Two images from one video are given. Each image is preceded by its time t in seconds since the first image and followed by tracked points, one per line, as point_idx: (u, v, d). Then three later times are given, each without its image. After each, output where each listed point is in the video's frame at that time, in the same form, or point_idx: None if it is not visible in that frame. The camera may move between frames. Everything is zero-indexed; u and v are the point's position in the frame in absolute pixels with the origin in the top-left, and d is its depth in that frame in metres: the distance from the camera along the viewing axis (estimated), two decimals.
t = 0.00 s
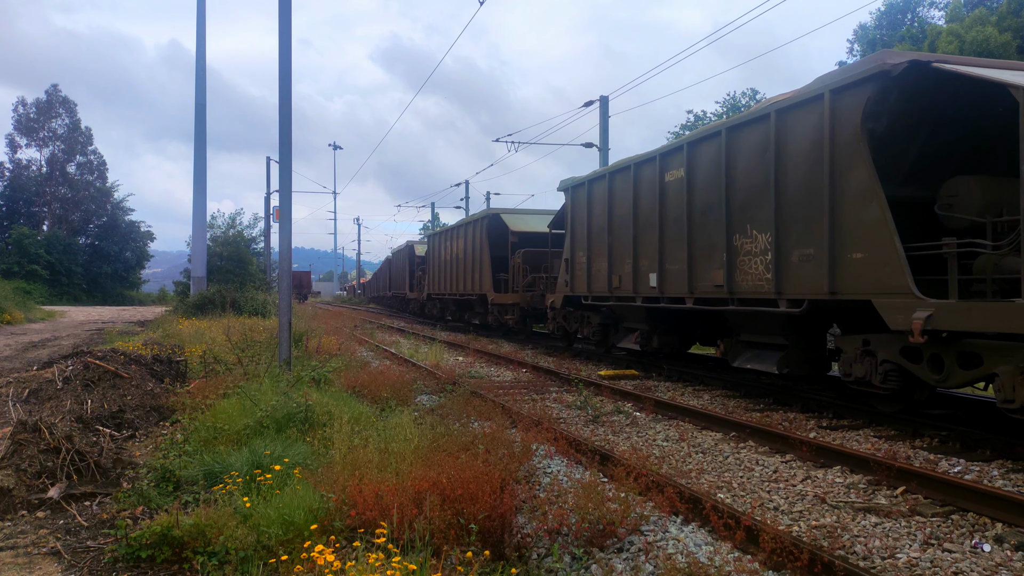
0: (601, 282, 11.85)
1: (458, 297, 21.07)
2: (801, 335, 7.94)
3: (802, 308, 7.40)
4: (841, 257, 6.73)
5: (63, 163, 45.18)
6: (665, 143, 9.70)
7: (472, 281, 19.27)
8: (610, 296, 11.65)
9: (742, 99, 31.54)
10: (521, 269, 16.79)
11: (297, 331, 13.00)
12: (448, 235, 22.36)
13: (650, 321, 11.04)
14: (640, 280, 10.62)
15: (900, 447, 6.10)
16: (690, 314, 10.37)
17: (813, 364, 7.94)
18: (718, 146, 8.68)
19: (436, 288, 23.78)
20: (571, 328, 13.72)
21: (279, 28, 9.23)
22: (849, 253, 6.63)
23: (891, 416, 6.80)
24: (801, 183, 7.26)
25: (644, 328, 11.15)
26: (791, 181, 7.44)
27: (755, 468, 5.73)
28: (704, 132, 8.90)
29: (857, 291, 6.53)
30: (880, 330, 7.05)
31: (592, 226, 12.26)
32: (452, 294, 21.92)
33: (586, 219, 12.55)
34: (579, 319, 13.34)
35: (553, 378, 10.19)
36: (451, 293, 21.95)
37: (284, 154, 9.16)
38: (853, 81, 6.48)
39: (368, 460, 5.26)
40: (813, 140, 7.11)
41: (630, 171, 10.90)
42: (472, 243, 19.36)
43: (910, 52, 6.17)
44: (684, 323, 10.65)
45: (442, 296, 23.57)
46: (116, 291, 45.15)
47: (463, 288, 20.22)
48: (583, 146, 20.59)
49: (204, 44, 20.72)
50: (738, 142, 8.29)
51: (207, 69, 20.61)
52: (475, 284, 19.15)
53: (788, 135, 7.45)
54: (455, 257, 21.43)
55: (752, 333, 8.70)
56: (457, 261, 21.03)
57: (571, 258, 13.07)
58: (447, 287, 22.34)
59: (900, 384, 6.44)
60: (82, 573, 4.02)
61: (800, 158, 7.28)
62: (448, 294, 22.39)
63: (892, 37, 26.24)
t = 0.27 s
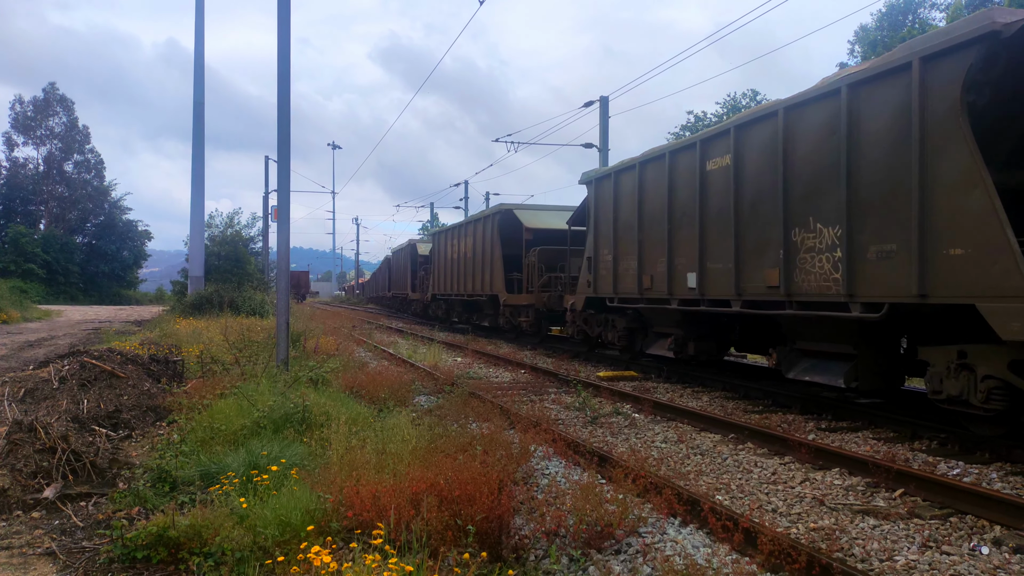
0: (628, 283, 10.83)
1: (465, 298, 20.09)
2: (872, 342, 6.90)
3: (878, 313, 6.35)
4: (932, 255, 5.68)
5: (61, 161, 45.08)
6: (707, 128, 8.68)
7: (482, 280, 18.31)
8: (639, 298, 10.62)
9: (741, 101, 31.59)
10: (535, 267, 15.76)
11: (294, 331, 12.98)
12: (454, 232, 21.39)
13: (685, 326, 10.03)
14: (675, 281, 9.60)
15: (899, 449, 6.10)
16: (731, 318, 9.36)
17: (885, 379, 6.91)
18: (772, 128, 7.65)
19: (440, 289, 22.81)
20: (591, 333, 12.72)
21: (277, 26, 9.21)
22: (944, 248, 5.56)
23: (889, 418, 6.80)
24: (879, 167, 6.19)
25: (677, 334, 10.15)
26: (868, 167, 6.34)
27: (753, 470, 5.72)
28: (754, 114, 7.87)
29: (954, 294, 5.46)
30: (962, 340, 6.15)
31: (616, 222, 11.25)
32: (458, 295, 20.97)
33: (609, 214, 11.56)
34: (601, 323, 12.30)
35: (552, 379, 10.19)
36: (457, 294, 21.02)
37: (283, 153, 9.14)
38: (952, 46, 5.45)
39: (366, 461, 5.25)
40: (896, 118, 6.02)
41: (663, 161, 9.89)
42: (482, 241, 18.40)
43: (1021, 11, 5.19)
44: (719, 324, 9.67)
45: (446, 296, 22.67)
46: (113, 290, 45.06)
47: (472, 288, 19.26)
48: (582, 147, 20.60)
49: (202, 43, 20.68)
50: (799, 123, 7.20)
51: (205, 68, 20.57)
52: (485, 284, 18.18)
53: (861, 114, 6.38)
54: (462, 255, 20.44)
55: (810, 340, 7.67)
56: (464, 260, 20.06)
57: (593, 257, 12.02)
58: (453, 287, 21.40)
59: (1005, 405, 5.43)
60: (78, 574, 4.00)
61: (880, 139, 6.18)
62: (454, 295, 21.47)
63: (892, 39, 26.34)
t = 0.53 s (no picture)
0: (664, 284, 9.86)
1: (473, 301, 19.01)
2: (966, 356, 5.82)
3: (983, 321, 5.29)
4: None
5: (57, 162, 44.94)
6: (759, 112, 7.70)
7: (493, 282, 17.22)
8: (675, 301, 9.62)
9: (740, 103, 31.64)
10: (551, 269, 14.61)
11: (292, 333, 12.94)
12: (463, 230, 20.31)
13: (726, 332, 8.97)
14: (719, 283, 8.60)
15: (898, 452, 6.10)
16: (782, 325, 8.27)
17: (981, 398, 5.80)
18: (841, 107, 6.63)
19: (445, 292, 21.72)
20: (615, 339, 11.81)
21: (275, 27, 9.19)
22: None
23: (887, 421, 6.80)
24: (988, 150, 5.17)
25: (718, 342, 9.10)
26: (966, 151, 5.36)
27: (752, 473, 5.71)
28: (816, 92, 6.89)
29: None
30: None
31: (650, 219, 10.28)
32: (465, 298, 19.90)
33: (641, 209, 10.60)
34: (628, 328, 11.43)
35: (550, 381, 10.17)
36: (464, 297, 19.95)
37: (281, 154, 9.11)
38: None
39: (364, 463, 5.23)
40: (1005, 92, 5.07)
41: (705, 149, 8.93)
42: (494, 239, 17.32)
43: None
44: (765, 330, 8.65)
45: (451, 298, 21.60)
46: (110, 291, 44.90)
47: (482, 290, 18.18)
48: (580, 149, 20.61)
49: (200, 44, 20.65)
50: (878, 102, 6.19)
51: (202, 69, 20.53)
52: (496, 286, 17.08)
53: (957, 88, 5.41)
54: (471, 256, 19.33)
55: (884, 350, 6.62)
56: (473, 260, 18.99)
57: (621, 257, 11.06)
58: (459, 289, 20.35)
59: None
60: None
61: (983, 118, 5.21)
62: (460, 297, 20.46)
63: (891, 42, 26.40)
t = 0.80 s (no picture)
0: (700, 285, 8.86)
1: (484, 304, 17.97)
2: None
3: None
4: None
5: (56, 165, 44.94)
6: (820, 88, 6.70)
7: (506, 283, 16.21)
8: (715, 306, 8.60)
9: (736, 106, 31.75)
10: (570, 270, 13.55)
11: (290, 335, 12.94)
12: (472, 230, 19.31)
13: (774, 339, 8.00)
14: (770, 284, 7.58)
15: (893, 454, 6.12)
16: (845, 331, 7.23)
17: None
18: (931, 77, 5.61)
19: (453, 294, 20.75)
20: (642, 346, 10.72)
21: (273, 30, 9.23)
22: None
23: (883, 423, 6.82)
24: None
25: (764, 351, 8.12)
26: None
27: (748, 475, 5.73)
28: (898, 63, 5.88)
29: None
30: None
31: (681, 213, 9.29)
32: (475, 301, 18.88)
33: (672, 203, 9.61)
34: (656, 334, 10.35)
35: (547, 383, 10.18)
36: (473, 299, 18.96)
37: (279, 157, 9.13)
38: None
39: (361, 465, 5.24)
40: None
41: (750, 134, 7.94)
42: (506, 238, 16.31)
43: None
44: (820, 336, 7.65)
45: (459, 302, 20.63)
46: (108, 294, 44.85)
47: (493, 292, 17.16)
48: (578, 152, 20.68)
49: (199, 46, 20.68)
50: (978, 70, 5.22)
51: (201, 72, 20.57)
52: (509, 288, 16.07)
53: None
54: (480, 256, 18.32)
55: (978, 364, 5.61)
56: (483, 261, 18.02)
57: (648, 255, 10.07)
58: (468, 292, 19.35)
59: None
60: None
61: None
62: (469, 301, 19.51)
63: (886, 45, 26.53)
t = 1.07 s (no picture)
0: (749, 284, 7.88)
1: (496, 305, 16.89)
2: None
3: None
4: None
5: (54, 166, 44.90)
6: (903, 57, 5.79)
7: (521, 283, 15.19)
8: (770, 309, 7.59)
9: (734, 108, 31.83)
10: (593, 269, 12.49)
11: (288, 337, 12.94)
12: (482, 226, 18.25)
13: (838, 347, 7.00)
14: (839, 283, 6.60)
15: (891, 455, 6.14)
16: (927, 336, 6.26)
17: None
18: None
19: (461, 295, 19.71)
20: (680, 352, 9.68)
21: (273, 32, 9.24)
22: None
23: (881, 424, 6.84)
24: None
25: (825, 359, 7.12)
26: None
27: (746, 476, 5.74)
28: (1002, 23, 4.97)
29: None
30: None
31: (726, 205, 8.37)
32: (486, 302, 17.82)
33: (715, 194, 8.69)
34: (692, 339, 9.33)
35: (546, 384, 10.19)
36: (483, 300, 17.89)
37: (278, 159, 9.14)
38: None
39: (359, 466, 5.25)
40: None
41: (818, 111, 6.91)
42: (521, 235, 15.27)
43: None
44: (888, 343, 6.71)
45: (468, 303, 19.60)
46: (106, 295, 44.78)
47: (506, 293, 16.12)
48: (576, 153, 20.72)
49: (198, 48, 20.69)
50: None
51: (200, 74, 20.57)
52: (524, 288, 15.04)
53: None
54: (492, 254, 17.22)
55: None
56: (495, 260, 16.97)
57: (686, 252, 9.15)
58: (478, 293, 18.30)
59: None
60: None
61: None
62: (479, 302, 18.48)
63: (883, 48, 26.59)
